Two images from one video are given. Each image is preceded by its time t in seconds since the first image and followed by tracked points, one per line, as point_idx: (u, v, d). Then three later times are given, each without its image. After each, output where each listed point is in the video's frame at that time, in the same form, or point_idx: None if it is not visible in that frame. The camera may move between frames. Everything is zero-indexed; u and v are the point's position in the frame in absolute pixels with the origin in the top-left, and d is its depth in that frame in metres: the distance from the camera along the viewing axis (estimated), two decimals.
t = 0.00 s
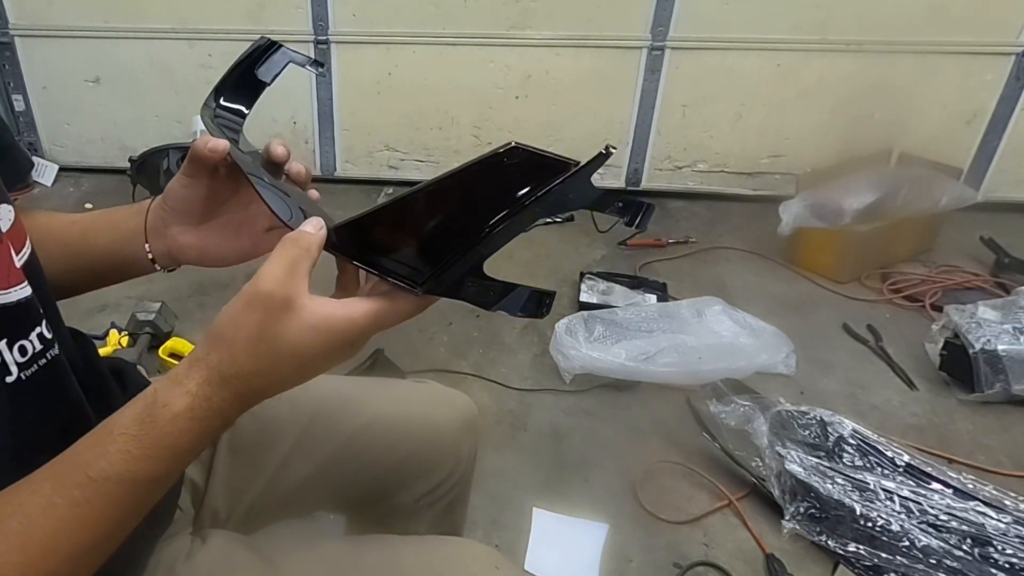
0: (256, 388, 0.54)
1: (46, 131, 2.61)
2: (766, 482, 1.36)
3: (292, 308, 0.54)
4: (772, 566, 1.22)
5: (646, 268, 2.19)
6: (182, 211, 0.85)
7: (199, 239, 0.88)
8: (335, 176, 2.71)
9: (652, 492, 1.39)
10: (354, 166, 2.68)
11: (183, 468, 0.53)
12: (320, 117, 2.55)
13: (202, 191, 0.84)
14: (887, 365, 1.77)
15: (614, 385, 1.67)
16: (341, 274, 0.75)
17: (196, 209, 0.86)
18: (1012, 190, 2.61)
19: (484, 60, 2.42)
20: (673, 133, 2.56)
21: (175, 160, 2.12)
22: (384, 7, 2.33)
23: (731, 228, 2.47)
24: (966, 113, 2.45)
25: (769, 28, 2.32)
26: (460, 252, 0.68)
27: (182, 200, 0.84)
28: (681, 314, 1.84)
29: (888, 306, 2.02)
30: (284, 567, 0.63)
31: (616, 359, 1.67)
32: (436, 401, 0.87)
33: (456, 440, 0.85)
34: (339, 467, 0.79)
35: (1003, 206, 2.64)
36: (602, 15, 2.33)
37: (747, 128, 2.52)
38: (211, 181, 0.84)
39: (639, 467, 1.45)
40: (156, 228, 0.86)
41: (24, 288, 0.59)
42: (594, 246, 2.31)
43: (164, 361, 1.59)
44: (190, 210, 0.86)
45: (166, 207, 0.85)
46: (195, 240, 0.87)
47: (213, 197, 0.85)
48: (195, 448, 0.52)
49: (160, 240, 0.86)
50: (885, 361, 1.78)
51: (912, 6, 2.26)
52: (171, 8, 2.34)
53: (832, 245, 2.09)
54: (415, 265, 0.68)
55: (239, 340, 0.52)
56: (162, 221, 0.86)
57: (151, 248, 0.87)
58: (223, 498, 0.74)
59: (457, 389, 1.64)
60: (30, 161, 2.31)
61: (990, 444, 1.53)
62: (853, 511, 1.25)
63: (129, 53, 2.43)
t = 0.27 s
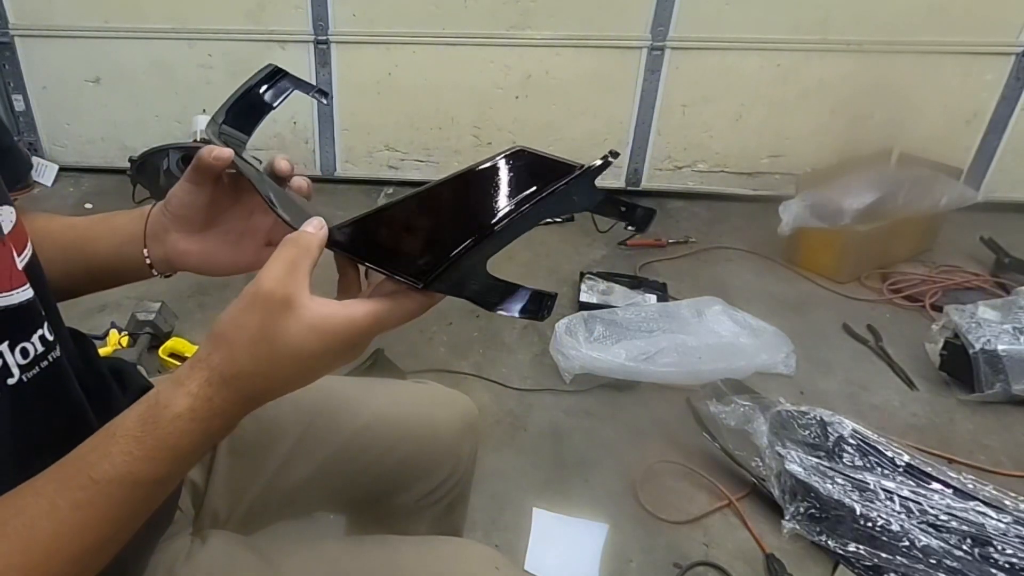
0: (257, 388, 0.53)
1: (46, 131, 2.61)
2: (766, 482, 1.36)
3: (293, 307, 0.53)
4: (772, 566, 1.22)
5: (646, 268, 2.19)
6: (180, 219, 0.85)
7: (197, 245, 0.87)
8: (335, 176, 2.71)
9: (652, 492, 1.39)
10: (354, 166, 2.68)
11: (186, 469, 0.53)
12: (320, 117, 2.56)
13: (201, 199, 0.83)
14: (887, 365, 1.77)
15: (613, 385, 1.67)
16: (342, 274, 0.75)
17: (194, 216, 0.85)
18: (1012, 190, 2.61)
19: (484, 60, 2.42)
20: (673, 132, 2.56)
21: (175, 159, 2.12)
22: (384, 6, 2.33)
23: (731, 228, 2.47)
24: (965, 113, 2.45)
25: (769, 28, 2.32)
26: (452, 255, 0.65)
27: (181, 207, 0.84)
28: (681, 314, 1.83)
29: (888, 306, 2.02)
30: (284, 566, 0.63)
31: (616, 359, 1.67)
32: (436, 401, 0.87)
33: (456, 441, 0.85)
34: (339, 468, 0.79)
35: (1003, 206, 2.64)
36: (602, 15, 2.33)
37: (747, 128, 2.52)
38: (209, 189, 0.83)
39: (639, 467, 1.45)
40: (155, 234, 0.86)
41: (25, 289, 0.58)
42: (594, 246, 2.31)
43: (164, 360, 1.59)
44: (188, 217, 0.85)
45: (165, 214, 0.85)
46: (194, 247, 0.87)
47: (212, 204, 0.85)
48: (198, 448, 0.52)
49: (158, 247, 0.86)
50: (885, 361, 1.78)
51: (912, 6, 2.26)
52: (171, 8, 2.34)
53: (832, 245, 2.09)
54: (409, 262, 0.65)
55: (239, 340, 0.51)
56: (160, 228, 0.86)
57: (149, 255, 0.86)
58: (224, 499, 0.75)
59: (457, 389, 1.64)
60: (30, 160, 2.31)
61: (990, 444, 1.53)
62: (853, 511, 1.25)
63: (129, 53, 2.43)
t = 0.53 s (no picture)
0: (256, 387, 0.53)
1: (46, 131, 2.61)
2: (766, 482, 1.37)
3: (292, 305, 0.53)
4: (772, 566, 1.22)
5: (646, 268, 2.19)
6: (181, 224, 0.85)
7: (198, 251, 0.87)
8: (335, 176, 2.71)
9: (652, 492, 1.39)
10: (354, 166, 2.68)
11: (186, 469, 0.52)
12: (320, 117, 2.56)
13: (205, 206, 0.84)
14: (887, 365, 1.77)
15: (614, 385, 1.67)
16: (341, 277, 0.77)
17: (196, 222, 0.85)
18: (1012, 190, 2.61)
19: (484, 60, 2.42)
20: (673, 132, 2.56)
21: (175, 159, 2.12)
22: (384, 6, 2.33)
23: (731, 228, 2.47)
24: (965, 113, 2.45)
25: (768, 28, 2.32)
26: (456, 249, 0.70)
27: (183, 212, 0.84)
28: (681, 314, 1.84)
29: (888, 306, 2.02)
30: (285, 567, 0.63)
31: (616, 359, 1.67)
32: (437, 401, 0.87)
33: (457, 440, 0.85)
34: (340, 467, 0.79)
35: (1003, 206, 2.64)
36: (602, 15, 2.33)
37: (747, 128, 2.52)
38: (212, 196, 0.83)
39: (639, 467, 1.45)
40: (156, 238, 0.86)
41: (25, 290, 0.59)
42: (594, 246, 2.31)
43: (164, 360, 1.59)
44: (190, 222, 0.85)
45: (167, 219, 0.85)
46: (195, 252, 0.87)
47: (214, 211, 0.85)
48: (196, 447, 0.51)
49: (158, 251, 0.86)
50: (885, 361, 1.78)
51: (912, 7, 2.26)
52: (171, 8, 2.34)
53: (832, 245, 2.09)
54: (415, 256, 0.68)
55: (239, 338, 0.52)
56: (161, 233, 0.86)
57: (149, 258, 0.87)
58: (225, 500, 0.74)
59: (457, 389, 1.64)
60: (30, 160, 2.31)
61: (990, 444, 1.53)
62: (853, 511, 1.25)
63: (130, 53, 2.43)
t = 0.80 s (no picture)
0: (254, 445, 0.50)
1: (47, 131, 2.61)
2: (766, 482, 1.36)
3: (292, 376, 0.48)
4: (772, 566, 1.22)
5: (646, 268, 2.19)
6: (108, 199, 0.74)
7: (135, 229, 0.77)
8: (335, 176, 2.71)
9: (652, 492, 1.39)
10: (354, 166, 2.68)
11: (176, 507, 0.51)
12: (320, 117, 2.56)
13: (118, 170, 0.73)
14: (888, 365, 1.77)
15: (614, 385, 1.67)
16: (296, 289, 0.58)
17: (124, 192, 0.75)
18: (1012, 190, 2.61)
19: (484, 60, 2.42)
20: (673, 132, 2.56)
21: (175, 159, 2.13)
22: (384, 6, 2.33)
23: (730, 228, 2.47)
24: (966, 113, 2.45)
25: (768, 28, 2.32)
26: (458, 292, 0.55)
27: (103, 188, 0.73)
28: (681, 314, 1.84)
29: (888, 306, 2.01)
30: (284, 567, 0.63)
31: (616, 359, 1.67)
32: (436, 398, 0.86)
33: (457, 438, 0.84)
34: (339, 468, 0.78)
35: (1003, 206, 2.64)
36: (602, 15, 2.33)
37: (747, 128, 2.52)
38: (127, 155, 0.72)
39: (639, 467, 1.45)
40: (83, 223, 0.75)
41: (18, 295, 0.59)
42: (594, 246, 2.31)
43: (164, 360, 1.59)
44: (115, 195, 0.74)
45: (82, 200, 0.74)
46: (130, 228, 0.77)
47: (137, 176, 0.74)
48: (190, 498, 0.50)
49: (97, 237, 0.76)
50: (885, 361, 1.78)
51: (912, 7, 2.26)
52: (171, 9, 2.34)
53: (832, 245, 2.09)
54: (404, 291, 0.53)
55: (236, 411, 0.47)
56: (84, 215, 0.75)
57: (87, 246, 0.76)
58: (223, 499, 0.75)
59: (457, 389, 1.64)
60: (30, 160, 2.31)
61: (990, 444, 1.53)
62: (853, 511, 1.25)
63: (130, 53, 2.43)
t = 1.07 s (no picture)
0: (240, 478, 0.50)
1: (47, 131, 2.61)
2: (766, 482, 1.37)
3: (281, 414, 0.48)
4: (772, 566, 1.22)
5: (646, 268, 2.19)
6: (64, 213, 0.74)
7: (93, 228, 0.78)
8: (335, 176, 2.71)
9: (652, 492, 1.39)
10: (354, 166, 2.68)
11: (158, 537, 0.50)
12: (320, 117, 2.56)
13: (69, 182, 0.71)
14: (888, 365, 1.77)
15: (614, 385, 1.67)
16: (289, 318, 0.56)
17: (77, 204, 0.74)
18: (1012, 190, 2.61)
19: (484, 60, 2.42)
20: (673, 132, 2.56)
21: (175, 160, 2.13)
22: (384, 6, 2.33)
23: (730, 228, 2.47)
24: (966, 113, 2.45)
25: (768, 28, 2.32)
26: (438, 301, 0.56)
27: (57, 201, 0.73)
28: (681, 314, 1.84)
29: (888, 306, 2.01)
30: (284, 567, 0.63)
31: (616, 359, 1.67)
32: (436, 399, 0.86)
33: (456, 439, 0.84)
34: (338, 468, 0.78)
35: (1003, 206, 2.64)
36: (602, 15, 2.33)
37: (747, 128, 2.52)
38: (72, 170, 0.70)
39: (639, 467, 1.45)
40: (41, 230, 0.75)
41: (9, 301, 0.58)
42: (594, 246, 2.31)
43: (164, 361, 1.59)
44: (70, 210, 0.74)
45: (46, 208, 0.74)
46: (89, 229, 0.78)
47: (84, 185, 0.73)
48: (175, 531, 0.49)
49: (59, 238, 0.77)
50: (885, 361, 1.78)
51: (912, 7, 2.26)
52: (171, 9, 2.35)
53: (832, 245, 2.09)
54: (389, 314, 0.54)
55: (226, 450, 0.46)
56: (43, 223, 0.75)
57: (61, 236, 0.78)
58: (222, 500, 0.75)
59: (457, 389, 1.64)
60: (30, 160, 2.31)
61: (990, 444, 1.53)
62: (853, 511, 1.25)
63: (129, 53, 2.43)
